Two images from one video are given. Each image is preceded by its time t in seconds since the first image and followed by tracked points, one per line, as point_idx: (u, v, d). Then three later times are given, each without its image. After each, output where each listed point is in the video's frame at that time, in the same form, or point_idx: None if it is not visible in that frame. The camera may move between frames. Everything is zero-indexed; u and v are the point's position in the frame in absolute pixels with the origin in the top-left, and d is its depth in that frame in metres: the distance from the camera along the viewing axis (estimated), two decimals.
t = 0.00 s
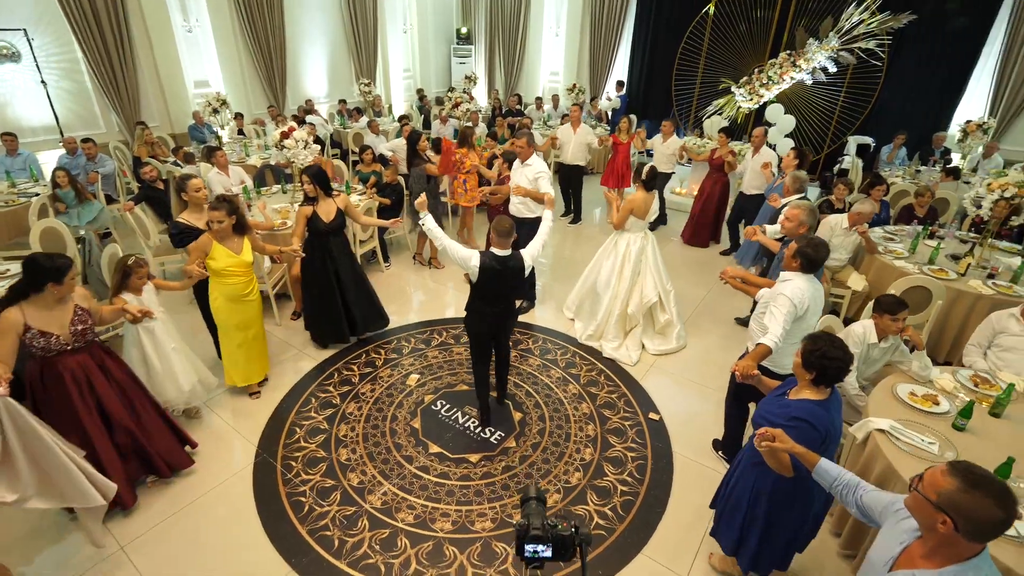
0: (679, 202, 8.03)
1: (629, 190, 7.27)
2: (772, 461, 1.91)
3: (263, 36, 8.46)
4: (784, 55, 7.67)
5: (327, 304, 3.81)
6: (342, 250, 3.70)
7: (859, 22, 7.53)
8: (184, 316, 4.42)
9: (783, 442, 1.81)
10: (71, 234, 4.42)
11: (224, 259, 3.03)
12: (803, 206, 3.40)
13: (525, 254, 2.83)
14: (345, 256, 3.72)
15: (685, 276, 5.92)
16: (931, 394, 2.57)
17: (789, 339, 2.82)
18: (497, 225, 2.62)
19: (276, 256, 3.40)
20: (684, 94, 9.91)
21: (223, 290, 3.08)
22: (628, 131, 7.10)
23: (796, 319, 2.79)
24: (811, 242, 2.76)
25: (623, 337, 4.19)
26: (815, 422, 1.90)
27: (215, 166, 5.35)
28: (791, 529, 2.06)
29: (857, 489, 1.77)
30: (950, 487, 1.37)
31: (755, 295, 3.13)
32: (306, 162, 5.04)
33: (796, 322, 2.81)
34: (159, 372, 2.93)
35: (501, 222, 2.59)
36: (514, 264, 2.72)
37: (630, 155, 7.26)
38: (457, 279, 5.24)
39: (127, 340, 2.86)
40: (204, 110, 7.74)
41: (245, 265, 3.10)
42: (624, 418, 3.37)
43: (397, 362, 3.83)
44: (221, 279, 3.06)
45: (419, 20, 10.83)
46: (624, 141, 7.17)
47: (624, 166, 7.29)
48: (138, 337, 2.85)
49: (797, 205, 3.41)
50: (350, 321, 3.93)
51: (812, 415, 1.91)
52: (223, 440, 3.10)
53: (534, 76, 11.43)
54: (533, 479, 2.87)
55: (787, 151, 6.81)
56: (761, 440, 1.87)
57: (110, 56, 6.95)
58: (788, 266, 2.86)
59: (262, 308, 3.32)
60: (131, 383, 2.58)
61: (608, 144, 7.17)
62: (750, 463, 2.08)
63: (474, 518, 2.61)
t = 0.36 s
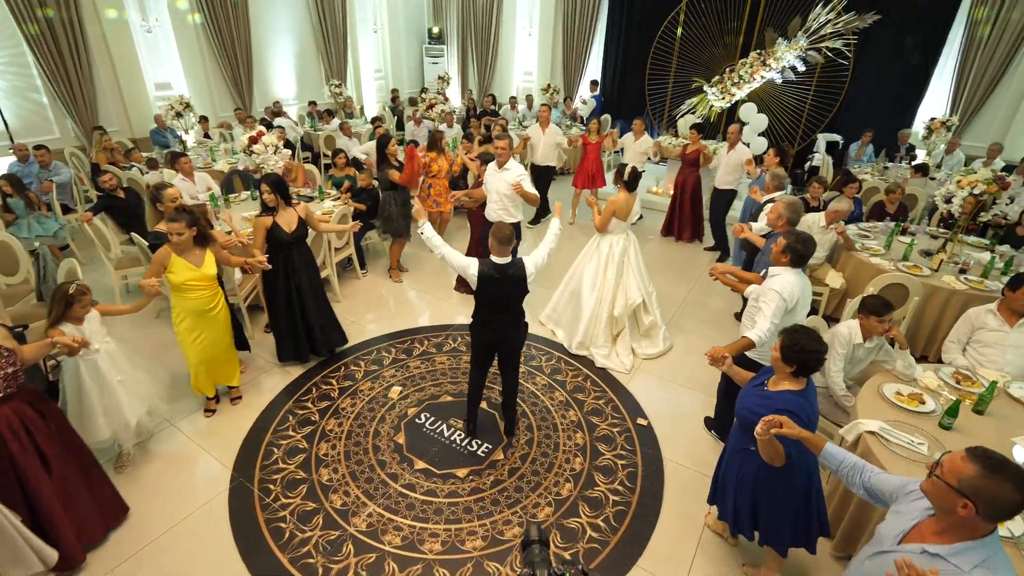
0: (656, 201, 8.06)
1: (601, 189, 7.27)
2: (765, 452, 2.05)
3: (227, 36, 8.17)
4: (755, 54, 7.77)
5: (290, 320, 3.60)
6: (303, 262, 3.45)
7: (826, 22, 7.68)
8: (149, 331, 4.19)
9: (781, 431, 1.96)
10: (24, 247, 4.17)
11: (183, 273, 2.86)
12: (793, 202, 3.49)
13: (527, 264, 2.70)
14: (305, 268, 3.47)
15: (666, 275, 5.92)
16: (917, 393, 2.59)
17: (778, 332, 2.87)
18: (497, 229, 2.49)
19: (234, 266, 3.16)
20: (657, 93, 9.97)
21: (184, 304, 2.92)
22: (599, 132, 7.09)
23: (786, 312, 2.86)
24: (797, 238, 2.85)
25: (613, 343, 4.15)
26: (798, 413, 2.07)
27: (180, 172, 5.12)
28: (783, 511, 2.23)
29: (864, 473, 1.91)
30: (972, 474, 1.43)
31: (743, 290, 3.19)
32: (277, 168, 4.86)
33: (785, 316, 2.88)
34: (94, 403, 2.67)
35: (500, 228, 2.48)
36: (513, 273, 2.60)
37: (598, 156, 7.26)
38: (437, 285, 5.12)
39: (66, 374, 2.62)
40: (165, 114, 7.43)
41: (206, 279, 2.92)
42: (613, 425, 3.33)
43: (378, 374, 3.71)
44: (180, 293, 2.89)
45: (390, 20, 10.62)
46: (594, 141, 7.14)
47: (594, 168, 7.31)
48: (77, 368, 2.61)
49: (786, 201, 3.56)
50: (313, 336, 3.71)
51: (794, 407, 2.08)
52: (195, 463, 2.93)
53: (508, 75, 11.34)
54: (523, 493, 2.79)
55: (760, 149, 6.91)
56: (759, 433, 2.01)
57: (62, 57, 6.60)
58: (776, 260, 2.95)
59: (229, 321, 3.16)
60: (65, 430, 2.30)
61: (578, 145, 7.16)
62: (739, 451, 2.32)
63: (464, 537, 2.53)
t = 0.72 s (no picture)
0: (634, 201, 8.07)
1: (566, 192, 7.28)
2: (751, 439, 2.14)
3: (189, 36, 7.84)
4: (727, 53, 7.83)
5: (255, 329, 3.36)
6: (270, 275, 3.25)
7: (796, 22, 7.80)
8: (114, 350, 3.97)
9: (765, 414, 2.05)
10: None
11: (131, 295, 2.61)
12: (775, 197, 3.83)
13: (529, 265, 2.64)
14: (273, 285, 3.28)
15: (647, 275, 5.91)
16: (907, 393, 2.60)
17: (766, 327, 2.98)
18: (494, 233, 2.47)
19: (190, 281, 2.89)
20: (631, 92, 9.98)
21: (135, 329, 2.68)
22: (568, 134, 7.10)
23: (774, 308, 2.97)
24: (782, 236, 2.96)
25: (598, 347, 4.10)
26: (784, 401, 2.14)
27: (142, 179, 4.87)
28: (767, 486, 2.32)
29: (847, 446, 1.98)
30: (963, 449, 1.48)
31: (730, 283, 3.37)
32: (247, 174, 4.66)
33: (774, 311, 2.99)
34: (39, 451, 2.41)
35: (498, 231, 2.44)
36: (516, 275, 2.53)
37: (568, 157, 7.26)
38: (417, 291, 4.99)
39: None
40: (125, 117, 7.08)
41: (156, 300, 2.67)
42: (603, 432, 3.27)
43: (360, 388, 3.56)
44: (129, 319, 2.65)
45: (360, 19, 10.37)
46: (564, 143, 7.18)
47: (564, 169, 7.30)
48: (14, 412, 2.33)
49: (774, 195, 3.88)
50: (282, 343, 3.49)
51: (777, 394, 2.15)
52: (166, 491, 2.75)
53: (482, 76, 11.20)
54: (516, 508, 2.71)
55: (736, 147, 6.97)
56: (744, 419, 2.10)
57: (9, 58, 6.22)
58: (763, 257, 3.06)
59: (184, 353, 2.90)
60: None
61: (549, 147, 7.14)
62: (729, 441, 2.34)
63: (457, 559, 2.43)
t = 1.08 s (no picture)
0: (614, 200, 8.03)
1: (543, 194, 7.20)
2: (754, 422, 2.13)
3: (149, 36, 7.50)
4: (700, 53, 7.86)
5: (224, 341, 3.14)
6: (242, 292, 3.06)
7: (767, 21, 7.88)
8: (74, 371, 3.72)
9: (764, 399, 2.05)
10: None
11: (80, 321, 2.37)
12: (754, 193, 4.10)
13: (528, 267, 2.59)
14: (246, 307, 3.09)
15: (631, 275, 5.87)
16: (902, 393, 2.59)
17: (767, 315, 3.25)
18: (493, 234, 2.41)
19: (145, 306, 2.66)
20: (607, 91, 9.96)
21: (90, 360, 2.44)
22: (542, 135, 7.05)
23: (772, 297, 3.24)
24: (780, 228, 3.20)
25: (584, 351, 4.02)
26: (783, 381, 2.14)
27: (102, 186, 4.60)
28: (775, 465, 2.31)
29: (838, 435, 2.02)
30: (945, 435, 1.51)
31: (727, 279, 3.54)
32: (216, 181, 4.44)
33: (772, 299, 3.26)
34: None
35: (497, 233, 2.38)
36: (516, 278, 2.47)
37: (544, 158, 7.21)
38: (398, 298, 4.84)
39: None
40: (81, 121, 6.72)
41: (110, 326, 2.44)
42: (597, 440, 3.20)
43: (343, 403, 3.40)
44: (80, 348, 2.41)
45: (329, 18, 10.10)
46: (539, 144, 7.15)
47: (540, 171, 7.24)
48: None
49: (754, 192, 4.09)
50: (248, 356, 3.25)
51: (776, 375, 2.15)
52: (136, 524, 2.57)
53: (456, 75, 11.03)
54: (512, 525, 2.61)
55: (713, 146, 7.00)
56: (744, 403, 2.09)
57: None
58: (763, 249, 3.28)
59: (143, 381, 2.65)
60: None
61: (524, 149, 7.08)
62: (731, 432, 2.30)
63: None
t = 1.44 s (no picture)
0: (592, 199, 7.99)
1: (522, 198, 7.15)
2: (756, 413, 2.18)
3: (101, 35, 7.10)
4: (672, 51, 7.88)
5: (189, 361, 2.90)
6: (207, 310, 2.83)
7: (737, 19, 7.96)
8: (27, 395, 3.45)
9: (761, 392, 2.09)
10: None
11: (13, 361, 2.12)
12: (727, 184, 4.05)
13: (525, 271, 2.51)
14: (213, 322, 2.88)
15: (613, 275, 5.83)
16: (896, 389, 2.59)
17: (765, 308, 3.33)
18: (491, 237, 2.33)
19: (88, 339, 2.45)
20: (581, 90, 9.91)
21: (28, 404, 2.19)
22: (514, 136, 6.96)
23: (768, 289, 3.31)
24: (769, 219, 3.24)
25: (559, 349, 4.01)
26: (781, 367, 2.18)
27: (54, 195, 4.31)
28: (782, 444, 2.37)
29: (828, 428, 2.08)
30: (918, 421, 1.58)
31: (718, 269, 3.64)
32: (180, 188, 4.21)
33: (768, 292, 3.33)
34: None
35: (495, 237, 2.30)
36: (514, 283, 2.41)
37: (519, 163, 7.11)
38: (377, 305, 4.68)
39: None
40: (28, 125, 6.30)
41: (49, 364, 2.20)
42: (591, 448, 3.12)
43: (325, 419, 3.24)
44: (15, 392, 2.16)
45: (294, 16, 9.77)
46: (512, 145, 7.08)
47: (518, 175, 7.17)
48: None
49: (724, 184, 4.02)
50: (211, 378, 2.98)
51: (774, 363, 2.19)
52: (103, 562, 2.37)
53: (427, 74, 10.82)
54: (510, 543, 2.50)
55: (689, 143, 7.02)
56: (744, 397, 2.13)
57: None
58: (753, 244, 3.36)
59: (92, 424, 2.41)
60: None
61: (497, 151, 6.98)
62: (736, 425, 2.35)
63: None
